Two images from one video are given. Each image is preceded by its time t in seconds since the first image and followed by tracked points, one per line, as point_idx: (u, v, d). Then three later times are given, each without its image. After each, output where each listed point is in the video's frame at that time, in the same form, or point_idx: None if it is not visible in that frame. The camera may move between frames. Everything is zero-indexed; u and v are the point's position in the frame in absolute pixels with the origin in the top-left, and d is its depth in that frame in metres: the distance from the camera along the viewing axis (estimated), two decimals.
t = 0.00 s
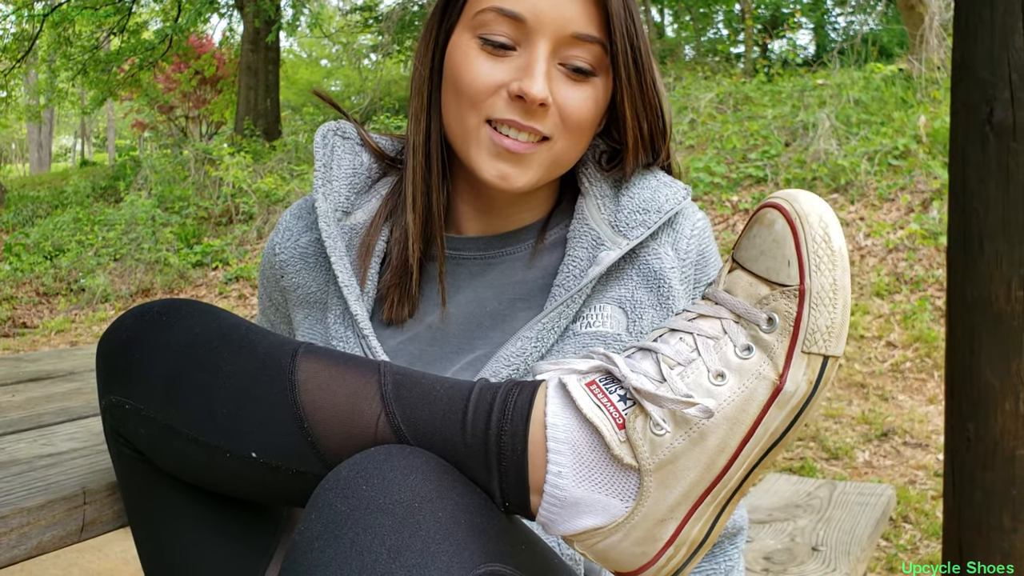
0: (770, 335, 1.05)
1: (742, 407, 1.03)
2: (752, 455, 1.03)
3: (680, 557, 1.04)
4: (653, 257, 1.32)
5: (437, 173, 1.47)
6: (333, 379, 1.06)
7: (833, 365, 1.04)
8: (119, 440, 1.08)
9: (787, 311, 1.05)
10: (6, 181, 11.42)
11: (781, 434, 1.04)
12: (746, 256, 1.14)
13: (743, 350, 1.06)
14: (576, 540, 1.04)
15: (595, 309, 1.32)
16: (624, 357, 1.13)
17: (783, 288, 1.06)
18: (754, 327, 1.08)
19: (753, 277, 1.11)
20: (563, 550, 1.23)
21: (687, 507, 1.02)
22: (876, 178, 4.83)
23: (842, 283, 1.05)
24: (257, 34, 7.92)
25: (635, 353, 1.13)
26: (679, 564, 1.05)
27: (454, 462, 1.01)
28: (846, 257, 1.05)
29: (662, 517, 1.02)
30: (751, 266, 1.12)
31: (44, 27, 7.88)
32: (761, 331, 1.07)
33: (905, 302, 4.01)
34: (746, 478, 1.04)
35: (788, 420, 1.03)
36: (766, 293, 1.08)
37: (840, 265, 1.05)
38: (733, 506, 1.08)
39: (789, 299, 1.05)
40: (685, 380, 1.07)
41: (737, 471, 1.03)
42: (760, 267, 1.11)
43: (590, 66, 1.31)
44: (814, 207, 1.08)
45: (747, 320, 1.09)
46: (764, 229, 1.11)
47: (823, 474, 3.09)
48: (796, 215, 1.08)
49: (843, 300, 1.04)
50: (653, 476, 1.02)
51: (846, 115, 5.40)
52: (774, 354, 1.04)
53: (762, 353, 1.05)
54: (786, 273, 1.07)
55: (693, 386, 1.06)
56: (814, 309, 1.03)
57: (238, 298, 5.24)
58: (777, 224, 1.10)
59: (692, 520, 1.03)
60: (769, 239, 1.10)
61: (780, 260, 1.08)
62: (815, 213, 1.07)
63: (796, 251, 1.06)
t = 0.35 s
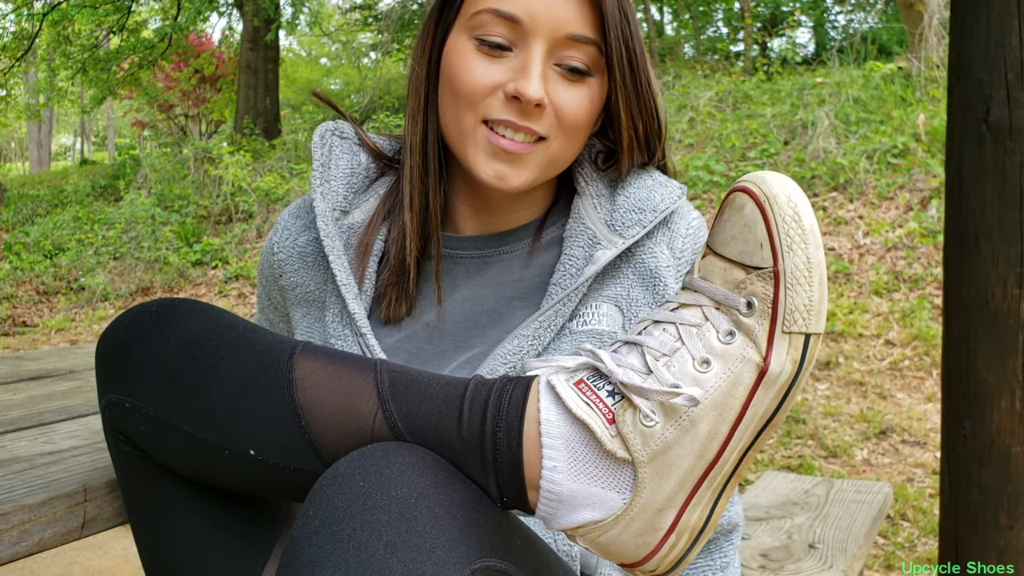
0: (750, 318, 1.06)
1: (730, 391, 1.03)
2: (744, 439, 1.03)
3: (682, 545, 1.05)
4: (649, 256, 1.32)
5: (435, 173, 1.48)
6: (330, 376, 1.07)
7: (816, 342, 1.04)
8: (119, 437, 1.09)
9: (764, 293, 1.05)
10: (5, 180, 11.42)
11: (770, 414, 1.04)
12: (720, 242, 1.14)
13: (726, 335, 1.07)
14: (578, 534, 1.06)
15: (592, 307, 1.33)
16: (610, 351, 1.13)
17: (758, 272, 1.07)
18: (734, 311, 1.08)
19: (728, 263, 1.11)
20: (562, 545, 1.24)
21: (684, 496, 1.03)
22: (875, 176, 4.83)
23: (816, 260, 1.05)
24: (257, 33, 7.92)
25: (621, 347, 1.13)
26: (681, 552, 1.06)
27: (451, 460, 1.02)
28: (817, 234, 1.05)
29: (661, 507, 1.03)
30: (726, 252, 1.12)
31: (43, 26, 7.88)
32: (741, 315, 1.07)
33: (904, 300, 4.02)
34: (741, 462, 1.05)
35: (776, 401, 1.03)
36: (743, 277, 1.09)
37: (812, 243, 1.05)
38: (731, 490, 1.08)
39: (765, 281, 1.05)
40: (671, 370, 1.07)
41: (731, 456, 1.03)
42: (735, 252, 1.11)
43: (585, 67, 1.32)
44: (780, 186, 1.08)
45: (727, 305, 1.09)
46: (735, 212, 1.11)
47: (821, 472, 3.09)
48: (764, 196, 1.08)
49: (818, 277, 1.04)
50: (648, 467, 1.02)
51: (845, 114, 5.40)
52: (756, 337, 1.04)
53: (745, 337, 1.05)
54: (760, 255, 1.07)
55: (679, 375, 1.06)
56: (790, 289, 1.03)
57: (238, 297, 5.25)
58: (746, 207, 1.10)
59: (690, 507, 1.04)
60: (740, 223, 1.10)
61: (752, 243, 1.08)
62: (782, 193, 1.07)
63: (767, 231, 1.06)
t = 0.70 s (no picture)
0: (742, 305, 1.08)
1: (721, 376, 1.04)
2: (737, 425, 1.04)
3: (679, 535, 1.05)
4: (646, 259, 1.33)
5: (433, 177, 1.49)
6: (329, 378, 1.08)
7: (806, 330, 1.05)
8: (121, 439, 1.09)
9: (758, 280, 1.07)
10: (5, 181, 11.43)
11: (762, 402, 1.04)
12: (715, 231, 1.16)
13: (715, 322, 1.08)
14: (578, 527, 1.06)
15: (590, 309, 1.33)
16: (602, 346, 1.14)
17: (752, 260, 1.09)
18: (726, 297, 1.10)
19: (723, 251, 1.14)
20: (559, 543, 1.24)
21: (680, 484, 1.03)
22: (874, 176, 4.84)
23: (810, 249, 1.07)
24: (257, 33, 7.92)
25: (613, 340, 1.14)
26: (679, 543, 1.06)
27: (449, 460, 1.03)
28: (812, 224, 1.07)
29: (657, 496, 1.03)
30: (721, 240, 1.14)
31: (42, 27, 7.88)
32: (733, 301, 1.09)
33: (903, 300, 4.03)
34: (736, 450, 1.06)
35: (768, 384, 1.04)
36: (737, 265, 1.11)
37: (807, 233, 1.07)
38: (726, 479, 1.08)
39: (759, 269, 1.08)
40: (663, 359, 1.08)
41: (724, 443, 1.04)
42: (730, 241, 1.13)
43: (581, 71, 1.33)
44: (776, 177, 1.10)
45: (719, 292, 1.11)
46: (732, 203, 1.14)
47: (820, 471, 3.10)
48: (762, 186, 1.10)
49: (812, 265, 1.06)
50: (643, 455, 1.03)
51: (845, 114, 5.41)
52: (747, 322, 1.06)
53: (736, 323, 1.07)
54: (755, 243, 1.09)
55: (671, 363, 1.07)
56: (783, 276, 1.05)
57: (238, 298, 5.27)
58: (744, 197, 1.12)
59: (686, 496, 1.04)
60: (736, 212, 1.12)
61: (747, 231, 1.10)
62: (780, 184, 1.09)
63: (763, 221, 1.09)
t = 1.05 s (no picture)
0: (719, 300, 1.07)
1: (704, 373, 1.04)
2: (726, 422, 1.04)
3: (678, 533, 1.06)
4: (642, 257, 1.34)
5: (429, 177, 1.49)
6: (326, 376, 1.08)
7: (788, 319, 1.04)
8: (120, 437, 1.10)
9: (732, 274, 1.06)
10: (4, 181, 11.42)
11: (749, 397, 1.04)
12: (694, 230, 1.15)
13: (698, 320, 1.08)
14: (576, 528, 1.07)
15: (586, 308, 1.34)
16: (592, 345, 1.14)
17: (726, 255, 1.08)
18: (705, 295, 1.09)
19: (702, 249, 1.13)
20: (557, 540, 1.25)
21: (673, 482, 1.04)
22: (873, 175, 4.85)
23: (781, 238, 1.05)
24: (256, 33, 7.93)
25: (602, 340, 1.15)
26: (679, 540, 1.06)
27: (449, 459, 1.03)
28: (781, 211, 1.06)
29: (650, 495, 1.03)
30: (699, 238, 1.13)
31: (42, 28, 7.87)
32: (711, 298, 1.08)
33: (902, 299, 4.03)
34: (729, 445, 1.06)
35: (752, 381, 1.03)
36: (713, 260, 1.10)
37: (776, 221, 1.05)
38: (722, 475, 1.08)
39: (732, 263, 1.07)
40: (647, 359, 1.08)
41: (715, 439, 1.04)
42: (706, 237, 1.12)
43: (576, 71, 1.33)
44: (743, 168, 1.09)
45: (699, 289, 1.10)
46: (703, 199, 1.13)
47: (819, 470, 3.10)
48: (727, 179, 1.09)
49: (784, 254, 1.04)
50: (631, 454, 1.04)
51: (844, 113, 5.41)
52: (726, 318, 1.05)
53: (716, 319, 1.06)
54: (726, 238, 1.08)
55: (653, 363, 1.07)
56: (756, 268, 1.04)
57: (237, 298, 5.27)
58: (712, 192, 1.11)
59: (681, 494, 1.04)
60: (708, 208, 1.11)
61: (719, 227, 1.09)
62: (744, 173, 1.08)
63: (732, 216, 1.07)
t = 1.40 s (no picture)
0: (716, 287, 1.08)
1: (700, 361, 1.05)
2: (724, 409, 1.04)
3: (679, 524, 1.06)
4: (641, 258, 1.34)
5: (428, 178, 1.49)
6: (325, 376, 1.08)
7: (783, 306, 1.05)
8: (120, 438, 1.10)
9: (730, 261, 1.07)
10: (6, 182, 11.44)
11: (745, 383, 1.05)
12: (689, 219, 1.15)
13: (692, 306, 1.09)
14: (576, 522, 1.07)
15: (585, 308, 1.34)
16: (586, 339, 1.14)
17: (722, 241, 1.09)
18: (700, 282, 1.10)
19: (697, 236, 1.13)
20: (556, 540, 1.25)
21: (672, 473, 1.04)
22: (874, 175, 4.85)
23: (779, 226, 1.07)
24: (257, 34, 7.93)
25: (597, 333, 1.14)
26: (679, 532, 1.06)
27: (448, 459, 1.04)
28: (779, 199, 1.07)
29: (650, 486, 1.04)
30: (694, 226, 1.13)
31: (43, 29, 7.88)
32: (707, 284, 1.09)
33: (903, 299, 4.03)
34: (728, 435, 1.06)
35: (748, 368, 1.04)
36: (709, 247, 1.10)
37: (774, 209, 1.07)
38: (722, 464, 1.09)
39: (729, 249, 1.08)
40: (642, 348, 1.08)
41: (712, 428, 1.05)
42: (702, 225, 1.12)
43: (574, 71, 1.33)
44: (742, 158, 1.10)
45: (693, 276, 1.11)
46: (701, 188, 1.14)
47: (820, 470, 3.10)
48: (727, 168, 1.10)
49: (782, 241, 1.05)
50: (630, 445, 1.04)
51: (845, 113, 5.41)
52: (722, 304, 1.06)
53: (711, 306, 1.07)
54: (724, 225, 1.09)
55: (649, 351, 1.07)
56: (754, 254, 1.05)
57: (238, 299, 5.28)
58: (711, 180, 1.12)
59: (681, 484, 1.04)
60: (706, 196, 1.12)
61: (717, 214, 1.10)
62: (743, 163, 1.09)
63: (731, 202, 1.08)
